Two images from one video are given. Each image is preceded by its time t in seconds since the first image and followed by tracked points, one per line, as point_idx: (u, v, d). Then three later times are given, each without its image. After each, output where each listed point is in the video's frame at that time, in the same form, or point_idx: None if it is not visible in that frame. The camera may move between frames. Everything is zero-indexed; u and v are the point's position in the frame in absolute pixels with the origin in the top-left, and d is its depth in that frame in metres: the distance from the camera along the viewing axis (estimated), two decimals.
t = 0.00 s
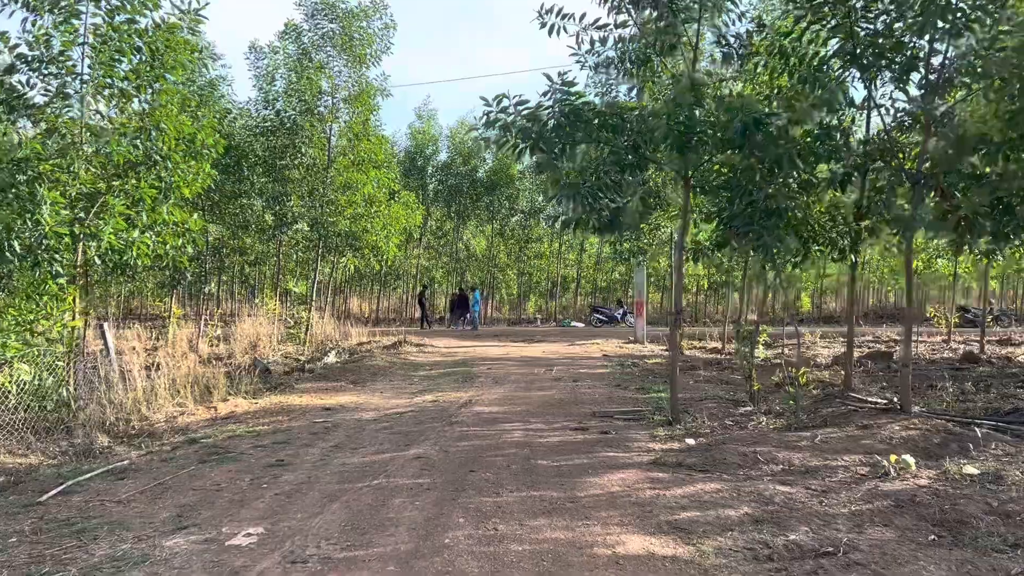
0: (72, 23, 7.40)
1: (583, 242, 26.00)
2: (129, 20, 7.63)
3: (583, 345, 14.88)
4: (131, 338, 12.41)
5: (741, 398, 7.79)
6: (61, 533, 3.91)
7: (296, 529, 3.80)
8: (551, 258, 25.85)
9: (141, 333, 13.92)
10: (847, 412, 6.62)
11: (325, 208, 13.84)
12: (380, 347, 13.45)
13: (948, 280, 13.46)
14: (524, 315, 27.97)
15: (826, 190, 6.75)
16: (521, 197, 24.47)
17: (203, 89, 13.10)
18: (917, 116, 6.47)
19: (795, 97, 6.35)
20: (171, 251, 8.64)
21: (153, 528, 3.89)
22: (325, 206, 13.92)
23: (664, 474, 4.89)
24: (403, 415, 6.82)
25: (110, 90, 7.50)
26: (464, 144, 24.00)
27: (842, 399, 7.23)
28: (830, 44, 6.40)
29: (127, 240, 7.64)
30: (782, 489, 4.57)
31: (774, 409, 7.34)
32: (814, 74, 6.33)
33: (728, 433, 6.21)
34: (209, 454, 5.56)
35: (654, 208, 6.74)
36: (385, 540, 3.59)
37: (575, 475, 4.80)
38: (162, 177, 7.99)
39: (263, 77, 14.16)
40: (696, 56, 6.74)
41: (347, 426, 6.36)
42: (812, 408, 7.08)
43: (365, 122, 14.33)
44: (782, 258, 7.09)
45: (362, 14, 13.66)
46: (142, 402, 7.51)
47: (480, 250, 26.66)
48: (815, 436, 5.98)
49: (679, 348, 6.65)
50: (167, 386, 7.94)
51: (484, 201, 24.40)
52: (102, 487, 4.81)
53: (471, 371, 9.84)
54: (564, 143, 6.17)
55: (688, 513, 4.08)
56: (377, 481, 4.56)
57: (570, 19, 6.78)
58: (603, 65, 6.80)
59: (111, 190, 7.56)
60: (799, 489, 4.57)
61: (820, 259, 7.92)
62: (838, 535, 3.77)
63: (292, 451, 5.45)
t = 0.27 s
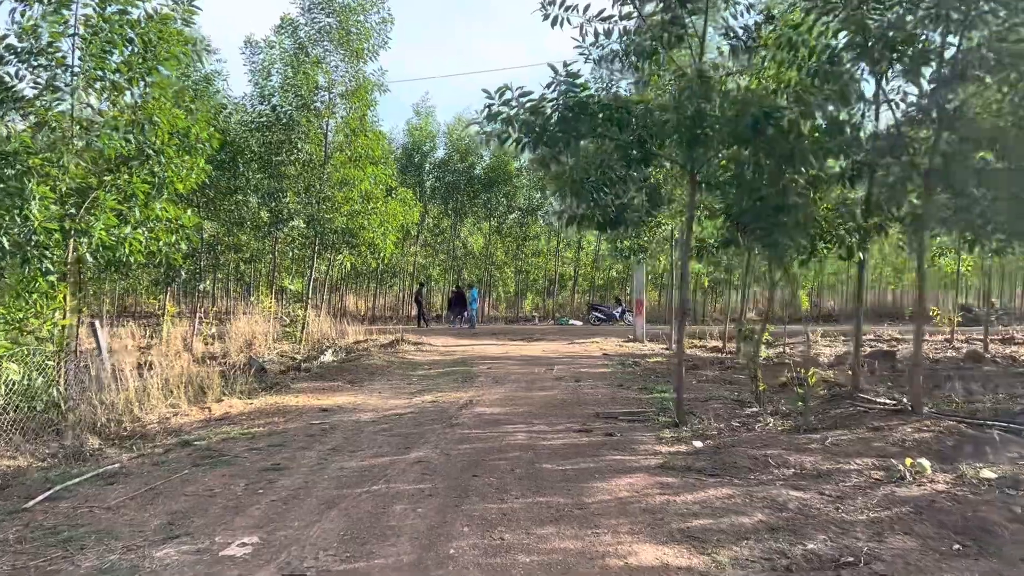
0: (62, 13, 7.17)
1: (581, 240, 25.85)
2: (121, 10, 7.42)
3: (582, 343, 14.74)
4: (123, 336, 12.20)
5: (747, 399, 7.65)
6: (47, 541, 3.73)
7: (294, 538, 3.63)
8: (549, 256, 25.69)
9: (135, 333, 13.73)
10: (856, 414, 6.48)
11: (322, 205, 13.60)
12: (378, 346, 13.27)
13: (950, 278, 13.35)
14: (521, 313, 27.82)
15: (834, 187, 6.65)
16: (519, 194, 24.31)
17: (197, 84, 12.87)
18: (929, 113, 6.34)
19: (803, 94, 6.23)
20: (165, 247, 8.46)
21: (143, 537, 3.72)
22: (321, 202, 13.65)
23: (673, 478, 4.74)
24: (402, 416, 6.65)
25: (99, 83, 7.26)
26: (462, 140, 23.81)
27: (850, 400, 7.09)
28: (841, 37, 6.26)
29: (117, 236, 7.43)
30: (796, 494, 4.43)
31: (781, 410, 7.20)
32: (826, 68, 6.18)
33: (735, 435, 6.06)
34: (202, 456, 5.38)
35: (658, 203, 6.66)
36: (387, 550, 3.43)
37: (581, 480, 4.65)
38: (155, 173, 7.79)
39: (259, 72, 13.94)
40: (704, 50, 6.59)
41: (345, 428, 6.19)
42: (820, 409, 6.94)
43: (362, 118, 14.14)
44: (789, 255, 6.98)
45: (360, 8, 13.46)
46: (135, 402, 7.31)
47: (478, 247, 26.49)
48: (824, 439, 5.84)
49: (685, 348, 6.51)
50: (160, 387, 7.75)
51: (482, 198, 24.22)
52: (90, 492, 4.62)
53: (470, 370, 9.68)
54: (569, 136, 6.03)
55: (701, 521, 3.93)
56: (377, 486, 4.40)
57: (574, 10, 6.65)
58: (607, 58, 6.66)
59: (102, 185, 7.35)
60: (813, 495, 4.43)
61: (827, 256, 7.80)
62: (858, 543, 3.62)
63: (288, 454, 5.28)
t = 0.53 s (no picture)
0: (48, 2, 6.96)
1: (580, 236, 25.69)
2: None
3: (582, 341, 14.58)
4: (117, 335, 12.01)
5: (753, 399, 7.50)
6: (29, 551, 3.56)
7: (287, 547, 3.47)
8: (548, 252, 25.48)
9: (127, 332, 13.53)
10: (865, 415, 6.34)
11: (317, 201, 13.54)
12: (375, 343, 13.09)
13: (953, 275, 13.23)
14: (520, 310, 27.65)
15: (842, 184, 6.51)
16: (517, 191, 24.15)
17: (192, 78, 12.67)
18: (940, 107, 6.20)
19: (810, 88, 6.10)
20: (157, 244, 8.25)
21: (129, 547, 3.55)
22: (317, 198, 13.56)
23: (681, 483, 4.59)
24: (400, 417, 6.49)
25: (88, 75, 7.11)
26: (461, 136, 23.63)
27: (858, 400, 6.94)
28: (852, 28, 6.10)
29: (108, 232, 7.21)
30: (808, 500, 4.29)
31: (787, 411, 7.06)
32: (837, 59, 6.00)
33: (742, 436, 5.92)
34: (194, 459, 5.21)
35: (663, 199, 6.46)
36: (384, 562, 3.27)
37: (587, 484, 4.49)
38: (147, 167, 7.61)
39: (254, 66, 13.73)
40: (709, 41, 6.40)
41: (341, 430, 6.02)
42: (828, 409, 6.79)
43: (360, 112, 13.94)
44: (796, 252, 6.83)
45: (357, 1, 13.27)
46: (125, 402, 7.09)
47: (476, 244, 26.31)
48: (834, 440, 5.70)
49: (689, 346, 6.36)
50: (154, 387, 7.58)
51: (481, 194, 24.03)
52: (76, 497, 4.45)
53: (469, 369, 9.51)
54: (571, 129, 5.85)
55: (712, 528, 3.78)
56: (374, 492, 4.23)
57: None
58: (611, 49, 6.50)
59: (92, 179, 7.16)
60: (826, 500, 4.29)
61: (834, 253, 7.66)
62: (876, 552, 3.48)
63: (283, 457, 5.11)
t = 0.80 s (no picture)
0: None
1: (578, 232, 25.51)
2: None
3: (580, 337, 14.41)
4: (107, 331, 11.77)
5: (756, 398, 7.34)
6: (2, 558, 3.37)
7: (276, 554, 3.29)
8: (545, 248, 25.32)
9: (116, 329, 13.28)
10: (872, 413, 6.18)
11: (312, 195, 13.38)
12: (370, 339, 12.89)
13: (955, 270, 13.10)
14: (517, 306, 27.48)
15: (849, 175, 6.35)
16: (515, 186, 23.96)
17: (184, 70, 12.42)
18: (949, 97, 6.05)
19: (819, 77, 5.93)
20: (145, 237, 8.02)
21: (108, 554, 3.36)
22: (312, 191, 13.42)
23: (687, 485, 4.41)
24: (395, 415, 6.30)
25: (72, 61, 6.73)
26: (457, 130, 23.44)
27: (864, 398, 6.79)
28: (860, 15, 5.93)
29: (95, 224, 6.95)
30: (820, 502, 4.12)
31: (791, 409, 6.90)
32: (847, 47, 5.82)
33: (747, 435, 5.75)
34: (181, 459, 5.02)
35: (665, 191, 6.27)
36: (377, 570, 3.09)
37: (589, 486, 4.32)
38: (136, 158, 7.35)
39: (248, 57, 13.47)
40: (714, 27, 6.18)
41: (334, 428, 5.83)
42: (834, 407, 6.63)
43: (355, 105, 13.70)
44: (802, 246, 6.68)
45: None
46: (111, 400, 6.74)
47: (473, 239, 26.12)
48: (842, 439, 5.54)
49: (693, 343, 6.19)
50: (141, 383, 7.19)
51: (477, 189, 23.82)
52: (55, 500, 4.26)
53: (465, 366, 9.33)
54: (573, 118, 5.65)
55: (721, 533, 3.61)
56: (367, 495, 4.05)
57: None
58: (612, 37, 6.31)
59: (79, 170, 6.87)
60: (838, 503, 4.12)
61: (839, 248, 7.51)
62: (894, 559, 3.31)
63: (273, 458, 4.92)
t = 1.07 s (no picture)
0: None
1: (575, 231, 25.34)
2: None
3: (578, 338, 14.24)
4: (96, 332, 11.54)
5: (760, 402, 7.17)
6: None
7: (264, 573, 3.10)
8: (541, 247, 25.14)
9: (105, 332, 13.04)
10: (880, 419, 6.03)
11: (305, 193, 13.13)
12: (366, 340, 12.70)
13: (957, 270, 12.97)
14: (514, 306, 27.28)
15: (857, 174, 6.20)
16: (512, 184, 23.78)
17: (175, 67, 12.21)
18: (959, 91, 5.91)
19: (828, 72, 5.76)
20: (133, 237, 7.82)
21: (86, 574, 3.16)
22: (306, 190, 13.15)
23: (694, 495, 4.25)
24: (390, 420, 6.12)
25: (55, 55, 6.50)
26: (454, 129, 23.28)
27: (872, 402, 6.64)
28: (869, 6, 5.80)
29: (79, 223, 6.73)
30: (833, 514, 3.96)
31: (796, 414, 6.75)
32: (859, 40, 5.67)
33: (753, 442, 5.59)
34: (167, 467, 4.82)
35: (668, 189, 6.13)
36: None
37: (593, 497, 4.15)
38: (123, 155, 7.14)
39: (241, 54, 13.23)
40: (719, 20, 5.99)
41: (327, 434, 5.65)
42: (841, 412, 6.48)
43: (350, 103, 13.45)
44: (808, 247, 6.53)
45: None
46: (96, 403, 6.48)
47: (469, 238, 25.92)
48: (851, 446, 5.38)
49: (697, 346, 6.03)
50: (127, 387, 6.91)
51: (474, 187, 23.63)
52: (34, 512, 4.06)
53: (462, 368, 9.15)
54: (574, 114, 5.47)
55: (734, 549, 3.44)
56: (361, 507, 3.87)
57: None
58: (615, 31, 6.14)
59: (63, 168, 6.63)
60: (853, 514, 3.96)
61: (845, 248, 7.36)
62: None
63: (263, 467, 4.73)
